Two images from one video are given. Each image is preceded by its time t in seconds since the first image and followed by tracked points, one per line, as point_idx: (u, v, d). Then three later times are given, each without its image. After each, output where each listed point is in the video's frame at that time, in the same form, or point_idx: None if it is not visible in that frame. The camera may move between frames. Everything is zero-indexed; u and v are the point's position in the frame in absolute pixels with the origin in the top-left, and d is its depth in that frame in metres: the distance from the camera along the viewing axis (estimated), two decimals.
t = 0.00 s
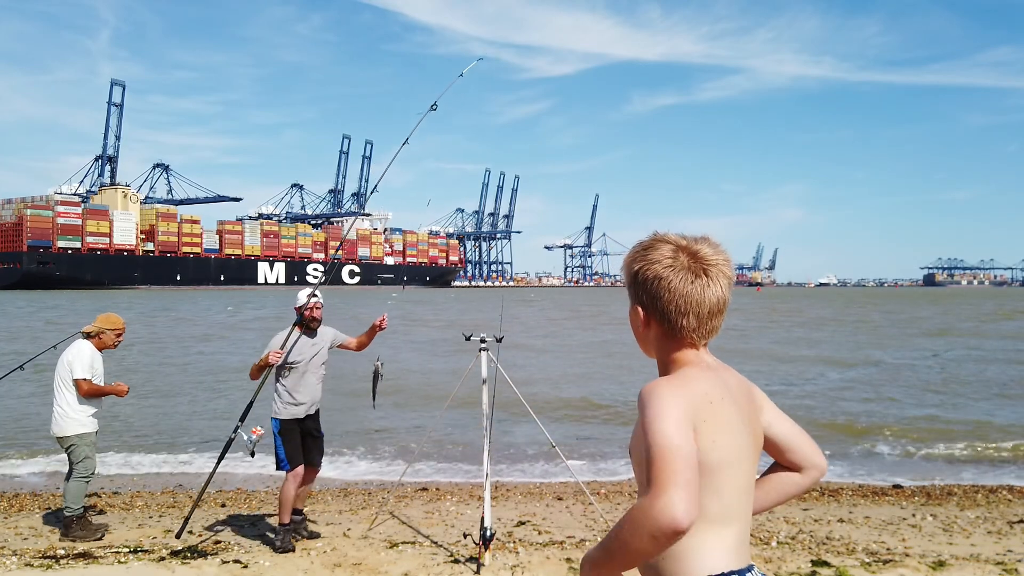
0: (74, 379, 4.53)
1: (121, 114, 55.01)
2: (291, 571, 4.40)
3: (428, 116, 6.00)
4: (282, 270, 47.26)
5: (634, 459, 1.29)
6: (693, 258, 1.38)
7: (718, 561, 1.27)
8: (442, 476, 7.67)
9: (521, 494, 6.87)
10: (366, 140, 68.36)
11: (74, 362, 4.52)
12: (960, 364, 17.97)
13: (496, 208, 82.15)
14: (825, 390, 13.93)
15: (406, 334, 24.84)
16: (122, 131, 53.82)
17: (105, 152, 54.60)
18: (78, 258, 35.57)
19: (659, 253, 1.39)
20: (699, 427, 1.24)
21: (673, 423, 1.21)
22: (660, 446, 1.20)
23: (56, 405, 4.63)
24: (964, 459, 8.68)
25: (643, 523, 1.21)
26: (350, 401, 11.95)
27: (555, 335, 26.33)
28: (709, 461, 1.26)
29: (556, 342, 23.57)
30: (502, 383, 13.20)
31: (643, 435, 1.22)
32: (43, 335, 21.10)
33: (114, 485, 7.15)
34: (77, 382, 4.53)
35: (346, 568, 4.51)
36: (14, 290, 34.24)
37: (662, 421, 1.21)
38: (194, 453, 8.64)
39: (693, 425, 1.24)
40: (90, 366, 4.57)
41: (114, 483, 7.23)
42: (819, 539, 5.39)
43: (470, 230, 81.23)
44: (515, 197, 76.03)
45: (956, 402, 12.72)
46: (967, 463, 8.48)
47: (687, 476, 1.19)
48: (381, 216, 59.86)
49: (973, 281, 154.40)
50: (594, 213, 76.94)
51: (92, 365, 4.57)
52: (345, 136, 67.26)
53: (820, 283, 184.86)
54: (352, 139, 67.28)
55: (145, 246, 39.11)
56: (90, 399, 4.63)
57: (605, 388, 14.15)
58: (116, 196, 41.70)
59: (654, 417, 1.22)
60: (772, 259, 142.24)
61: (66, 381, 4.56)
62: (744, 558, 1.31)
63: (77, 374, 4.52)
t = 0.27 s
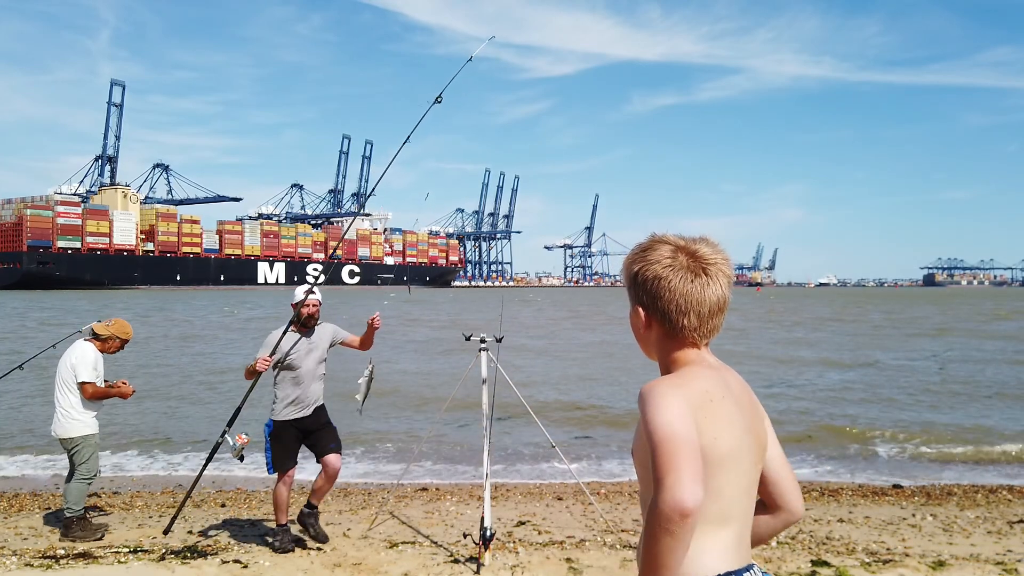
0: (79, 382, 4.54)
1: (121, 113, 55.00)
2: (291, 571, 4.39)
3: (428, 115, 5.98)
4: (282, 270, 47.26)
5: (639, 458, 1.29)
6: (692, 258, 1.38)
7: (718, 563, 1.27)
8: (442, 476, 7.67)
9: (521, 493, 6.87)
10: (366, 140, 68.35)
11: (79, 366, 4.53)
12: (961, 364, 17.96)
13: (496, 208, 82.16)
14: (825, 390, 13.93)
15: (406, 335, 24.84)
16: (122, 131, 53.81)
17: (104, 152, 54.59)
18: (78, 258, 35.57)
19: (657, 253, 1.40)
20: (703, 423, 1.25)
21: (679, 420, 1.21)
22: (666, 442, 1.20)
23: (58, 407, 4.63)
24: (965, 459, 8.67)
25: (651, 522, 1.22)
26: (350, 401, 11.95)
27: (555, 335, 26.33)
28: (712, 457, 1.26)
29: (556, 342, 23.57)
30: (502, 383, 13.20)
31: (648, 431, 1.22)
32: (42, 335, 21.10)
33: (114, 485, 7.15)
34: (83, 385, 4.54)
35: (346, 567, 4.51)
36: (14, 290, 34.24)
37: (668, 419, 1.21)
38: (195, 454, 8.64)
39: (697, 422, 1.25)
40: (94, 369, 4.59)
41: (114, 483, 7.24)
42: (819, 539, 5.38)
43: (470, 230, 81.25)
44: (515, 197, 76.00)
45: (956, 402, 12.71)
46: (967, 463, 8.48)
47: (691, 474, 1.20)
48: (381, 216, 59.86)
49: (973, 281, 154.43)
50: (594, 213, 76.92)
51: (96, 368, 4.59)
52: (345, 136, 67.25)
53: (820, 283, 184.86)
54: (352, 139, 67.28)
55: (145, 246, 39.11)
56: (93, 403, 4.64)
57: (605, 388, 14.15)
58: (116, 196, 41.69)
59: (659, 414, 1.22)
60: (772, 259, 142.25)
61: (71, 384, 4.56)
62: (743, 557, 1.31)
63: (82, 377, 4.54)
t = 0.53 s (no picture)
0: (82, 381, 4.55)
1: (121, 113, 55.00)
2: (291, 571, 4.39)
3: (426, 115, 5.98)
4: (282, 270, 47.25)
5: (644, 461, 1.29)
6: (694, 258, 1.38)
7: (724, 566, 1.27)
8: (442, 476, 7.68)
9: (521, 494, 6.87)
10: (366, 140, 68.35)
11: (82, 365, 4.53)
12: (961, 363, 17.97)
13: (496, 208, 82.17)
14: (825, 390, 13.95)
15: (406, 335, 24.86)
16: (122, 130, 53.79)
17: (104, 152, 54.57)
18: (78, 258, 35.57)
19: (660, 253, 1.40)
20: (708, 425, 1.25)
21: (683, 423, 1.21)
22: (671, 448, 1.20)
23: (61, 406, 4.63)
24: (965, 459, 8.68)
25: (658, 530, 1.22)
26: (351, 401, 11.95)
27: (555, 335, 26.35)
28: (717, 459, 1.26)
29: (556, 342, 23.58)
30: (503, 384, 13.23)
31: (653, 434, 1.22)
32: (42, 335, 21.08)
33: (114, 485, 7.15)
34: (86, 384, 4.55)
35: (346, 567, 4.50)
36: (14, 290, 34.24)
37: (675, 425, 1.21)
38: (194, 453, 8.64)
39: (701, 424, 1.25)
40: (98, 368, 4.60)
41: (114, 483, 7.24)
42: (819, 539, 5.39)
43: (470, 230, 81.26)
44: (515, 197, 76.02)
45: (956, 402, 12.72)
46: (968, 463, 8.48)
47: (698, 478, 1.19)
48: (381, 216, 59.85)
49: (972, 282, 154.54)
50: (594, 213, 76.96)
51: (100, 368, 4.60)
52: (345, 136, 67.24)
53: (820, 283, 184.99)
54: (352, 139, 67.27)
55: (145, 246, 39.11)
56: (96, 402, 4.64)
57: (604, 388, 14.17)
58: (116, 196, 41.70)
59: (664, 418, 1.23)
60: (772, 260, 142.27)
61: (74, 383, 4.57)
62: (748, 558, 1.31)
63: (85, 376, 4.54)
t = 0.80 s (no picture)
0: (82, 381, 4.55)
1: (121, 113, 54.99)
2: (291, 571, 4.38)
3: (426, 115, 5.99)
4: (282, 270, 47.25)
5: (650, 465, 1.28)
6: (693, 254, 1.38)
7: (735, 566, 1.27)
8: (442, 475, 7.68)
9: (521, 494, 6.87)
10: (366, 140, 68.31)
11: (82, 364, 4.53)
12: (961, 364, 17.97)
13: (495, 208, 82.13)
14: (825, 390, 13.95)
15: (405, 335, 24.86)
16: (122, 130, 53.78)
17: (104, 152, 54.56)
18: (78, 258, 35.57)
19: (659, 250, 1.39)
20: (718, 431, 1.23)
21: (694, 432, 1.19)
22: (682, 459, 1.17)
23: (61, 405, 4.63)
24: (966, 459, 8.66)
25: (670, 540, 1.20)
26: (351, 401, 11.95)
27: (555, 336, 26.35)
28: (726, 464, 1.25)
29: (556, 342, 23.59)
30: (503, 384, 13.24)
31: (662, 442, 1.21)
32: (42, 335, 21.08)
33: (113, 485, 7.15)
34: (86, 384, 4.54)
35: (346, 567, 4.50)
36: (14, 290, 34.24)
37: (684, 433, 1.19)
38: (194, 453, 8.64)
39: (711, 428, 1.23)
40: (99, 368, 4.60)
41: (114, 483, 7.25)
42: (818, 539, 5.39)
43: (469, 230, 81.20)
44: (515, 197, 76.03)
45: (956, 402, 12.70)
46: (968, 463, 8.48)
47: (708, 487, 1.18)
48: (381, 216, 59.84)
49: (973, 282, 154.50)
50: (594, 213, 76.96)
51: (100, 367, 4.59)
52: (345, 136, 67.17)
53: (820, 283, 184.97)
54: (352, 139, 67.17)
55: (144, 246, 39.10)
56: (96, 401, 4.64)
57: (604, 388, 14.17)
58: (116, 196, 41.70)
59: (673, 428, 1.21)
60: (772, 260, 142.23)
61: (74, 383, 4.57)
62: (757, 557, 1.31)
63: (85, 375, 4.54)
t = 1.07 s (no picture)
0: (83, 379, 4.55)
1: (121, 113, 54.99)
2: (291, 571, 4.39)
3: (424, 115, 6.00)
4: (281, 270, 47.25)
5: (661, 483, 1.24)
6: (695, 253, 1.37)
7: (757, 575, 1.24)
8: (442, 476, 7.69)
9: (521, 493, 6.88)
10: (366, 140, 68.34)
11: (82, 363, 4.53)
12: (961, 364, 17.97)
13: (495, 208, 82.12)
14: (825, 391, 13.95)
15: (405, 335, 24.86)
16: (122, 130, 53.77)
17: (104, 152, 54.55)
18: (77, 258, 35.57)
19: (660, 252, 1.38)
20: (735, 445, 1.19)
21: (711, 457, 1.14)
22: (700, 473, 1.13)
23: (62, 404, 4.63)
24: (966, 459, 8.66)
25: None
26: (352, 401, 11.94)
27: (555, 336, 26.35)
28: (746, 484, 1.21)
29: (556, 343, 23.59)
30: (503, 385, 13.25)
31: (675, 463, 1.16)
32: (42, 335, 21.09)
33: (114, 485, 7.15)
34: (87, 382, 4.54)
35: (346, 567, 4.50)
36: (14, 290, 34.24)
37: (701, 460, 1.14)
38: (195, 454, 8.64)
39: (730, 454, 1.17)
40: (99, 367, 4.60)
41: (114, 483, 7.25)
42: (818, 539, 5.39)
43: (469, 230, 81.18)
44: (515, 197, 76.03)
45: (956, 402, 12.70)
46: (969, 463, 8.47)
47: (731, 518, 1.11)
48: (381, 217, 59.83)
49: (973, 282, 154.48)
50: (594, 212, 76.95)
51: (101, 365, 4.59)
52: (345, 136, 67.12)
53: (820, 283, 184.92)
54: (352, 139, 67.13)
55: (144, 246, 39.10)
56: (96, 401, 4.64)
57: (604, 388, 14.18)
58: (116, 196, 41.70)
59: (690, 440, 1.16)
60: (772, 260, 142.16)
61: (75, 382, 4.57)
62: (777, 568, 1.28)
63: (86, 374, 4.54)
